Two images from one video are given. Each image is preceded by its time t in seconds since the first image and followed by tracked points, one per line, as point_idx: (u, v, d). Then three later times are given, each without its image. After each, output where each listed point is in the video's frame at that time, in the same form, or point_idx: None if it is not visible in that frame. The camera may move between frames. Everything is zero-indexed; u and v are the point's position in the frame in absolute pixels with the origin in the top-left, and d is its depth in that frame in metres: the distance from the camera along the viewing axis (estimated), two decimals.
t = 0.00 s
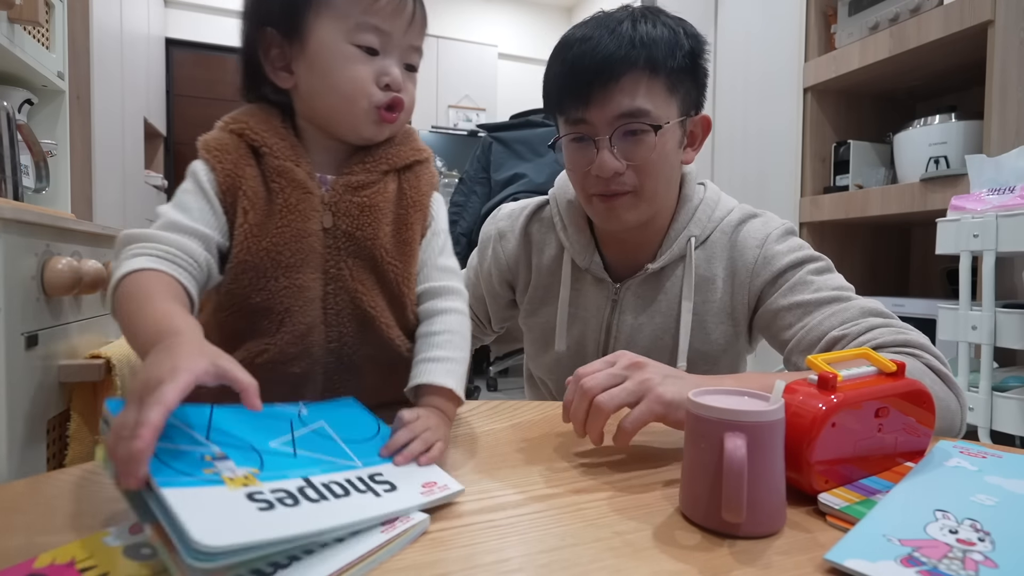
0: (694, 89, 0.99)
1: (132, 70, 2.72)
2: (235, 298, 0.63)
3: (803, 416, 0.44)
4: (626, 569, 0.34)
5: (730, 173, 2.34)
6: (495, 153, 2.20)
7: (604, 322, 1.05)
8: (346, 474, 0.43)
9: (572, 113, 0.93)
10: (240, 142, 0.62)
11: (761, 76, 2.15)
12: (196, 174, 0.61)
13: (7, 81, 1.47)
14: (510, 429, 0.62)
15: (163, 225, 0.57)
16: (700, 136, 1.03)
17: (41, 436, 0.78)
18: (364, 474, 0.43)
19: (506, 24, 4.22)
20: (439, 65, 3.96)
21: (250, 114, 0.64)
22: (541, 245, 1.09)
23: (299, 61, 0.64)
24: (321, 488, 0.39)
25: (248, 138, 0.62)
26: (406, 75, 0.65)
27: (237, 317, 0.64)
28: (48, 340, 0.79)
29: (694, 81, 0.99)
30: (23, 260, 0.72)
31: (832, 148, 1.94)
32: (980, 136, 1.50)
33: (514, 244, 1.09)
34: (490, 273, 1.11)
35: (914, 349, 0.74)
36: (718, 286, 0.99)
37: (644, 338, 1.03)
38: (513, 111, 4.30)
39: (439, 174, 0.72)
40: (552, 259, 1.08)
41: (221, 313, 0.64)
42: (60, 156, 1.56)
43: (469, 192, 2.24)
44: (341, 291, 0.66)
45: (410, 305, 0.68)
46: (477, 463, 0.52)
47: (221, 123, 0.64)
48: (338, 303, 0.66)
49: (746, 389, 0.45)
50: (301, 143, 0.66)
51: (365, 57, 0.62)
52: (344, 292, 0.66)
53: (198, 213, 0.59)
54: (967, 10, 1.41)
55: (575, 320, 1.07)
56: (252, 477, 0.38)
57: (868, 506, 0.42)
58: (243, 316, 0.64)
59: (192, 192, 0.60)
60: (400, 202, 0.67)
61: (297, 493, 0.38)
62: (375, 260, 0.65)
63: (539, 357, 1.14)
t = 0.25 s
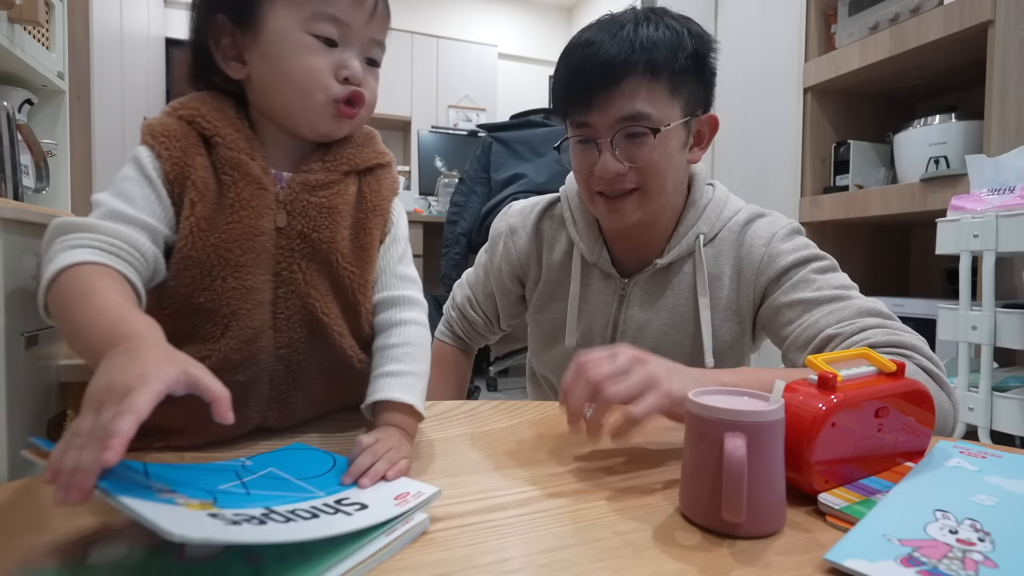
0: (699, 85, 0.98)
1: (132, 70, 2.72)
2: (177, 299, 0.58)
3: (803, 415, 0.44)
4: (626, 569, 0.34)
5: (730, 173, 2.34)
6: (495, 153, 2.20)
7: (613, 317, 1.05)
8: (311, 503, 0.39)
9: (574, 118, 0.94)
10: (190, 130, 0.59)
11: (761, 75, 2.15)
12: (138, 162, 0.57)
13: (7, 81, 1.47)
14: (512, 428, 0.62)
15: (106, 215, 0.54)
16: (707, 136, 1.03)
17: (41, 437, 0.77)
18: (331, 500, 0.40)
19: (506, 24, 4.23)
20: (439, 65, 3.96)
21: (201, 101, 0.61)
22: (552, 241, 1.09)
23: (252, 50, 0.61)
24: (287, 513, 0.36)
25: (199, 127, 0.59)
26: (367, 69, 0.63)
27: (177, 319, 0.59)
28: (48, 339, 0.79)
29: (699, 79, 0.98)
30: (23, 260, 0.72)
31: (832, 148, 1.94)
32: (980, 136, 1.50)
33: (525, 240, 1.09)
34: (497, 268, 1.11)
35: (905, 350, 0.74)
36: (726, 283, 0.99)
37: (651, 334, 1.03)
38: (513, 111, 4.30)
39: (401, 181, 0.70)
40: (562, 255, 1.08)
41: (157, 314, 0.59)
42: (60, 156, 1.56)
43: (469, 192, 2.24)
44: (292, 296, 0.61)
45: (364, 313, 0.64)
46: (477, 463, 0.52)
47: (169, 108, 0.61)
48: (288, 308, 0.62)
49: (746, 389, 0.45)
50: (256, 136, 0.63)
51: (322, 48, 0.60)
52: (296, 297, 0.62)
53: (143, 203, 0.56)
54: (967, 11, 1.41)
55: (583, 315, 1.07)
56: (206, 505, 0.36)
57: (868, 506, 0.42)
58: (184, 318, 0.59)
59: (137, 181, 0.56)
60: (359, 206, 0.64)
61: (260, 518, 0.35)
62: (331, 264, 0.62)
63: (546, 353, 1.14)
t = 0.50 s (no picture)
0: (683, 61, 1.02)
1: (132, 70, 2.72)
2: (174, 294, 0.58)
3: (803, 414, 0.44)
4: (625, 569, 0.34)
5: (730, 173, 2.34)
6: (495, 152, 2.20)
7: (615, 311, 1.04)
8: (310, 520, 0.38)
9: (570, 104, 0.99)
10: (180, 128, 0.59)
11: (761, 75, 2.15)
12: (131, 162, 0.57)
13: (7, 81, 1.47)
14: (513, 428, 0.62)
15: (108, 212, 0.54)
16: (700, 112, 1.04)
17: (41, 437, 0.77)
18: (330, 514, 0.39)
19: (506, 24, 4.23)
20: (439, 65, 3.96)
21: (189, 102, 0.62)
22: (557, 236, 1.10)
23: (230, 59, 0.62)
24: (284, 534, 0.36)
25: (189, 125, 0.60)
26: (341, 76, 0.62)
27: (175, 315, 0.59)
28: (48, 340, 0.79)
29: (683, 57, 1.02)
30: (23, 260, 0.72)
31: (832, 148, 1.94)
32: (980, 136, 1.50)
33: (530, 234, 1.11)
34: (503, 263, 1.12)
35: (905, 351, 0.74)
36: (730, 280, 0.98)
37: (656, 328, 1.02)
38: (514, 111, 4.31)
39: (388, 177, 0.71)
40: (565, 249, 1.09)
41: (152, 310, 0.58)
42: (60, 156, 1.56)
43: (469, 192, 2.23)
44: (288, 288, 0.62)
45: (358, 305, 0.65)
46: (477, 464, 0.52)
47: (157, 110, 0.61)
48: (284, 301, 0.62)
49: (746, 389, 0.45)
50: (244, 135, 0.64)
51: (291, 60, 0.59)
52: (292, 289, 0.62)
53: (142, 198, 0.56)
54: (967, 11, 1.41)
55: (588, 310, 1.07)
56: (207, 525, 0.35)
57: (868, 506, 0.42)
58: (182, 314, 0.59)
59: (132, 181, 0.56)
60: (349, 199, 0.66)
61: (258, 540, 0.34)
62: (324, 255, 0.63)
63: (546, 351, 1.12)
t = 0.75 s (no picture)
0: (686, 67, 1.02)
1: (132, 71, 2.71)
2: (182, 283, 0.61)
3: (802, 414, 0.44)
4: (625, 569, 0.34)
5: (730, 173, 2.34)
6: (495, 153, 2.20)
7: (614, 307, 1.04)
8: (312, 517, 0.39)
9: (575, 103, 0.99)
10: (179, 127, 0.62)
11: (761, 76, 2.15)
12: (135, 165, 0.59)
13: (7, 81, 1.46)
14: (512, 429, 0.62)
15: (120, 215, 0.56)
16: (701, 116, 1.05)
17: (41, 438, 0.77)
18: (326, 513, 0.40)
19: (506, 25, 4.23)
20: (439, 65, 3.96)
21: (185, 104, 0.64)
22: (557, 234, 1.11)
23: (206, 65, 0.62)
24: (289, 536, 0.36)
25: (187, 125, 0.62)
26: (305, 72, 0.60)
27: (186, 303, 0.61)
28: (48, 339, 0.79)
29: (686, 59, 1.02)
30: (23, 260, 0.72)
31: (832, 148, 1.94)
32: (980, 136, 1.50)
33: (533, 231, 1.12)
34: (506, 260, 1.12)
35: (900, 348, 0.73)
36: (727, 278, 0.98)
37: (652, 325, 1.02)
38: (514, 111, 4.31)
39: (380, 171, 0.74)
40: (566, 246, 1.09)
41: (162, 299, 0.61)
42: (60, 156, 1.56)
43: (469, 191, 2.23)
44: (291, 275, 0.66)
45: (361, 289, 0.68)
46: (476, 464, 0.52)
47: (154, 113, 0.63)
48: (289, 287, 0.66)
49: (746, 389, 0.45)
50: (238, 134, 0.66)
51: (250, 61, 0.58)
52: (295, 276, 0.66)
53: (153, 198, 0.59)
54: (967, 10, 1.41)
55: (589, 306, 1.07)
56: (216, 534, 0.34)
57: (868, 506, 0.42)
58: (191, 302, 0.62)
59: (138, 182, 0.58)
60: (346, 190, 0.69)
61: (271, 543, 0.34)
62: (324, 243, 0.66)
63: (547, 348, 1.12)
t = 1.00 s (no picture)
0: (693, 70, 1.01)
1: (131, 70, 2.71)
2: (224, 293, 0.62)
3: (804, 414, 0.44)
4: (625, 569, 0.34)
5: (730, 173, 2.34)
6: (495, 153, 2.20)
7: (611, 305, 1.04)
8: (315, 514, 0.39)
9: (581, 98, 0.99)
10: (203, 139, 0.63)
11: (761, 76, 2.15)
12: (163, 177, 0.60)
13: (7, 81, 1.46)
14: (511, 428, 0.62)
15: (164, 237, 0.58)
16: (703, 119, 1.04)
17: (41, 438, 0.77)
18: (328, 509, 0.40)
19: (506, 24, 4.23)
20: (439, 65, 3.96)
21: (200, 115, 0.65)
22: (554, 232, 1.11)
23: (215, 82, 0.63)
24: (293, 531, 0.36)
25: (209, 137, 0.63)
26: (310, 98, 0.62)
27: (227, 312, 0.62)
28: (48, 340, 0.79)
29: (694, 64, 1.02)
30: (22, 261, 0.72)
31: (832, 148, 1.94)
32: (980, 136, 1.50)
33: (532, 230, 1.12)
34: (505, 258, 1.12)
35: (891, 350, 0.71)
36: (723, 276, 0.99)
37: (649, 323, 1.02)
38: (514, 111, 4.31)
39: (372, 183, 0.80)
40: (563, 246, 1.09)
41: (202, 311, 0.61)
42: (60, 155, 1.56)
43: (469, 191, 2.23)
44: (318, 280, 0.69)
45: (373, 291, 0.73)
46: (476, 463, 0.52)
47: (167, 127, 0.63)
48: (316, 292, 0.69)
49: (747, 389, 0.45)
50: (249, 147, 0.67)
51: (258, 88, 0.60)
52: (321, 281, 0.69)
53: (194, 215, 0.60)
54: (967, 10, 1.41)
55: (586, 304, 1.07)
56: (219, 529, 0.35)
57: (867, 506, 0.42)
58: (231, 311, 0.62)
59: (172, 198, 0.59)
60: (353, 199, 0.74)
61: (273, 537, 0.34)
62: (345, 247, 0.70)
63: (546, 344, 1.11)
